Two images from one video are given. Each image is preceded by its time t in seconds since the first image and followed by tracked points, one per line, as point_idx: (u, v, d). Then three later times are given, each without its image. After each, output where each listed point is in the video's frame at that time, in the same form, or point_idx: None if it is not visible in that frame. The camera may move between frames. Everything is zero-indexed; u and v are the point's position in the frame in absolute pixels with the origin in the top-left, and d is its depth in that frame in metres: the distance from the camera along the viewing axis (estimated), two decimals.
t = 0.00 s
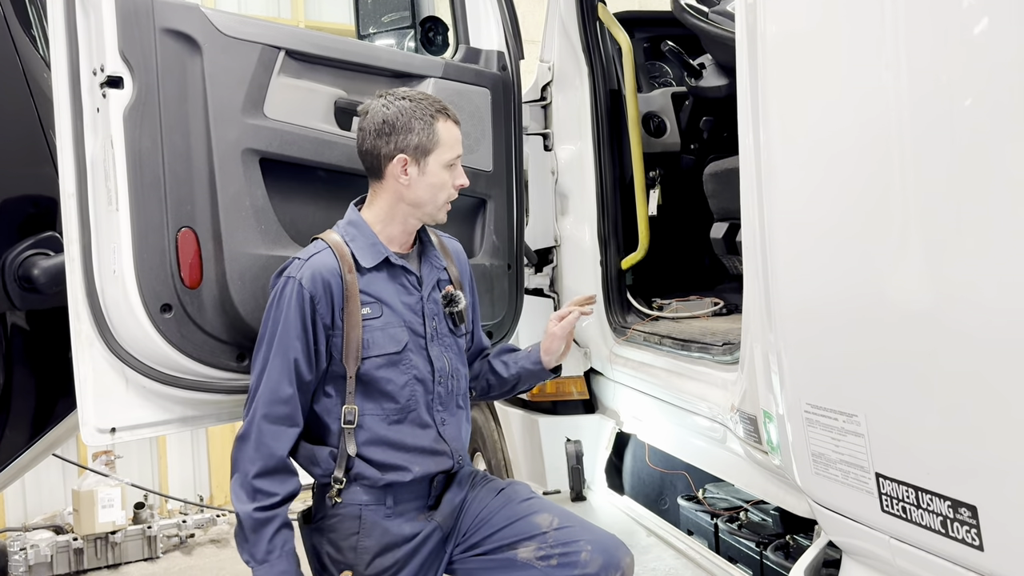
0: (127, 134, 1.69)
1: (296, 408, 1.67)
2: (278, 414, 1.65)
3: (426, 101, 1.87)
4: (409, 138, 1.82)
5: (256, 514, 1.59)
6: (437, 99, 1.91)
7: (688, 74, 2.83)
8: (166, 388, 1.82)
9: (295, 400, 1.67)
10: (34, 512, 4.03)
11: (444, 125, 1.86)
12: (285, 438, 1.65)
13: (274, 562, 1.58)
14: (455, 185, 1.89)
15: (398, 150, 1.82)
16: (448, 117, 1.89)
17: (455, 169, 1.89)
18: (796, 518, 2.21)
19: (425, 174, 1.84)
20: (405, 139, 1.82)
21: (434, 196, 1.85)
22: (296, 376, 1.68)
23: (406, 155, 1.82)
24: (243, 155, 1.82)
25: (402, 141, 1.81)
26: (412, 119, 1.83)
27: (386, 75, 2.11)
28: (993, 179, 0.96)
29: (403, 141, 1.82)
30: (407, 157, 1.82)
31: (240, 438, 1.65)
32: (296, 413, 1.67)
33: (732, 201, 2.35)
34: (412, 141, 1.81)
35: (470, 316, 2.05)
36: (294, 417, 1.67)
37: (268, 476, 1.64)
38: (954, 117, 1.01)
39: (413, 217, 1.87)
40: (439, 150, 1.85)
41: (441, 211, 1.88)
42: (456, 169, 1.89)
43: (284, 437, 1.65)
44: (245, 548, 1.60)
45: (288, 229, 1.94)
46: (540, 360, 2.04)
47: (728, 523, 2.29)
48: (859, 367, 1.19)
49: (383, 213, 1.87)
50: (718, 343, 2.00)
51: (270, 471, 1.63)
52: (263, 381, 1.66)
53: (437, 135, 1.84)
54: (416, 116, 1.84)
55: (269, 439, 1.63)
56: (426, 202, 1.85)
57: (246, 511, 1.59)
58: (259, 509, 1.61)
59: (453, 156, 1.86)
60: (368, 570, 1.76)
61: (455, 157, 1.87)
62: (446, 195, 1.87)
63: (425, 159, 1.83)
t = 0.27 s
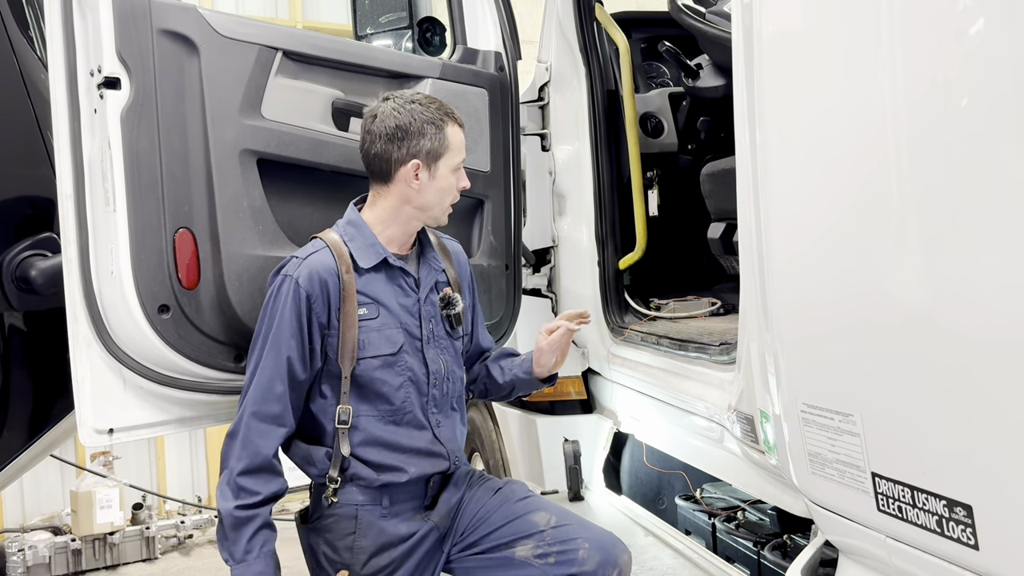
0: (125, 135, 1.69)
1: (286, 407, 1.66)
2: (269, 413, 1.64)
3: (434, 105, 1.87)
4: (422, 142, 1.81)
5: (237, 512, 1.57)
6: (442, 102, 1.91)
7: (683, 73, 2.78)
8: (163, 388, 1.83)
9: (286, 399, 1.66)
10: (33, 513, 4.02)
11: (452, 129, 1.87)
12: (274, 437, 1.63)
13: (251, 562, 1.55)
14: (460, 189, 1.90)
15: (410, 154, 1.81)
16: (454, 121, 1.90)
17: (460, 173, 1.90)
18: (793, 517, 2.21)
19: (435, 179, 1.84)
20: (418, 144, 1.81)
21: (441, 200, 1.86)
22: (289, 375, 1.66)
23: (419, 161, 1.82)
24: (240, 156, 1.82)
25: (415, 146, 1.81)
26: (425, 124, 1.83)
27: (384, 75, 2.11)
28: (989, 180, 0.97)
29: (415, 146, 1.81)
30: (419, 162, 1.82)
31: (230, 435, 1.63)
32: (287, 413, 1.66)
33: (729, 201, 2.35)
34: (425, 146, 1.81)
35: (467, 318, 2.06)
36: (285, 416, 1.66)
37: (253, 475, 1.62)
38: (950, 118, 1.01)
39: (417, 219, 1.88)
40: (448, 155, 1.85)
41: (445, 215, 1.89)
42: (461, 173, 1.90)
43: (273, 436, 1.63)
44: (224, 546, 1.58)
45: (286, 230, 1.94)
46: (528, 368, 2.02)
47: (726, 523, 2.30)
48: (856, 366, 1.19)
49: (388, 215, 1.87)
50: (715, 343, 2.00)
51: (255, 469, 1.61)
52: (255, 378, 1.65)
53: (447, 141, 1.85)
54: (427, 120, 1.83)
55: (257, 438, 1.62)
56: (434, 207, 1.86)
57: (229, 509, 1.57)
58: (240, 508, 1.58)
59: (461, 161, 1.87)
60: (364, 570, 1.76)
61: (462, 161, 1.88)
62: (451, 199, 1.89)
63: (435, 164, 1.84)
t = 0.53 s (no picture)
0: (122, 135, 1.69)
1: (294, 412, 1.66)
2: (277, 418, 1.64)
3: (428, 100, 1.88)
4: (421, 139, 1.83)
5: (250, 521, 1.57)
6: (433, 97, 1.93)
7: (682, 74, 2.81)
8: (161, 389, 1.82)
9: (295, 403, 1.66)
10: (31, 514, 4.02)
11: (448, 124, 1.89)
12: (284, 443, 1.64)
13: (268, 570, 1.57)
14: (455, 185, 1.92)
15: (410, 152, 1.82)
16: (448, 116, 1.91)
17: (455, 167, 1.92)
18: (792, 517, 2.20)
19: (434, 175, 1.86)
20: (417, 141, 1.82)
21: (441, 195, 1.88)
22: (296, 380, 1.66)
23: (419, 158, 1.83)
24: (238, 156, 1.82)
25: (415, 143, 1.82)
26: (423, 121, 1.84)
27: (382, 75, 2.11)
28: (985, 179, 0.97)
29: (415, 143, 1.82)
30: (419, 158, 1.83)
31: (238, 441, 1.63)
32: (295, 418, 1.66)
33: (727, 201, 2.35)
34: (425, 143, 1.83)
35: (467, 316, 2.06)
36: (294, 422, 1.66)
37: (264, 481, 1.62)
38: (946, 117, 1.01)
39: (417, 216, 1.89)
40: (445, 152, 1.87)
41: (443, 210, 1.91)
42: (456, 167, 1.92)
43: (283, 442, 1.63)
44: (239, 554, 1.58)
45: (284, 230, 1.94)
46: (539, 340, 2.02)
47: (724, 522, 2.30)
48: (854, 366, 1.19)
49: (388, 214, 1.87)
50: (713, 343, 2.00)
51: (267, 476, 1.62)
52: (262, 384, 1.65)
53: (444, 136, 1.87)
54: (424, 117, 1.85)
55: (267, 445, 1.62)
56: (434, 203, 1.88)
57: (242, 518, 1.57)
58: (253, 515, 1.59)
59: (457, 156, 1.90)
60: (370, 570, 1.76)
61: (458, 156, 1.90)
62: (449, 194, 1.91)
63: (435, 159, 1.85)
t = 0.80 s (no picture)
0: (121, 136, 1.69)
1: (300, 409, 1.65)
2: (283, 417, 1.64)
3: (423, 96, 1.89)
4: (419, 134, 1.83)
5: (260, 520, 1.57)
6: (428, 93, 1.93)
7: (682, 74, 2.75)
8: (159, 389, 1.82)
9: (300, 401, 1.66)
10: (29, 515, 4.01)
11: (445, 119, 1.89)
12: (290, 441, 1.63)
13: (280, 569, 1.57)
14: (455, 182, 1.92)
15: (408, 147, 1.82)
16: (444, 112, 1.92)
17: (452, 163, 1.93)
18: (790, 517, 2.21)
19: (433, 171, 1.86)
20: (415, 136, 1.83)
21: (440, 190, 1.88)
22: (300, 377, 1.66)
23: (418, 153, 1.83)
24: (236, 156, 1.82)
25: (413, 139, 1.82)
26: (420, 116, 1.84)
27: (380, 76, 2.11)
28: (983, 179, 0.97)
29: (413, 138, 1.82)
30: (418, 153, 1.83)
31: (243, 442, 1.63)
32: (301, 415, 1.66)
33: (725, 201, 2.35)
34: (423, 138, 1.83)
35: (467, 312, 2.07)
36: (299, 419, 1.66)
37: (272, 480, 1.62)
38: (944, 118, 1.02)
39: (417, 212, 1.89)
40: (443, 148, 1.87)
41: (442, 206, 1.91)
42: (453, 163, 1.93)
43: (288, 440, 1.63)
44: (249, 555, 1.59)
45: (282, 231, 1.94)
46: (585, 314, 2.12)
47: (723, 522, 2.30)
48: (852, 366, 1.19)
49: (388, 210, 1.86)
50: (711, 343, 1.98)
51: (274, 475, 1.62)
52: (267, 383, 1.64)
53: (442, 131, 1.87)
54: (421, 112, 1.85)
55: (273, 443, 1.62)
56: (433, 198, 1.88)
57: (252, 518, 1.57)
58: (263, 515, 1.59)
59: (454, 151, 1.90)
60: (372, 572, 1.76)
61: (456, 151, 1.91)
62: (448, 189, 1.91)
63: (433, 154, 1.86)
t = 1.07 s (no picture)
0: (119, 136, 1.69)
1: (303, 395, 1.65)
2: (285, 400, 1.63)
3: (440, 100, 1.92)
4: (437, 135, 1.86)
5: (251, 503, 1.56)
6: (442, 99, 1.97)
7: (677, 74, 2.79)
8: (158, 390, 1.82)
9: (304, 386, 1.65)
10: (28, 516, 4.01)
11: (461, 123, 1.93)
12: (290, 426, 1.62)
13: (266, 555, 1.55)
14: (466, 186, 1.95)
15: (426, 146, 1.85)
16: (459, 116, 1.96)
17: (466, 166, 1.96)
18: (789, 517, 2.21)
19: (448, 171, 1.89)
20: (433, 136, 1.86)
21: (454, 191, 1.91)
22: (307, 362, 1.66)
23: (435, 152, 1.86)
24: (235, 157, 1.81)
25: (431, 138, 1.85)
26: (439, 117, 1.87)
27: (379, 76, 2.10)
28: (983, 180, 0.97)
29: (432, 138, 1.85)
30: (436, 153, 1.86)
31: (241, 423, 1.61)
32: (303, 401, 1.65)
33: (725, 202, 2.35)
34: (440, 139, 1.86)
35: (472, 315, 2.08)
36: (301, 406, 1.65)
37: (267, 464, 1.60)
38: (943, 118, 1.02)
39: (431, 213, 1.91)
40: (458, 150, 1.91)
41: (455, 208, 1.94)
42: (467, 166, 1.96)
43: (288, 425, 1.62)
44: (237, 538, 1.57)
45: (282, 231, 1.94)
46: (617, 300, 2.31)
47: (722, 522, 2.31)
48: (851, 367, 1.19)
49: (404, 209, 1.88)
50: (711, 342, 1.96)
51: (269, 458, 1.60)
52: (270, 365, 1.64)
53: (459, 133, 1.91)
54: (439, 113, 1.88)
55: (275, 425, 1.61)
56: (447, 199, 1.90)
57: (243, 500, 1.55)
58: (254, 498, 1.57)
59: (469, 154, 1.94)
60: None
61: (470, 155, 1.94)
62: (461, 192, 1.94)
63: (450, 155, 1.89)
